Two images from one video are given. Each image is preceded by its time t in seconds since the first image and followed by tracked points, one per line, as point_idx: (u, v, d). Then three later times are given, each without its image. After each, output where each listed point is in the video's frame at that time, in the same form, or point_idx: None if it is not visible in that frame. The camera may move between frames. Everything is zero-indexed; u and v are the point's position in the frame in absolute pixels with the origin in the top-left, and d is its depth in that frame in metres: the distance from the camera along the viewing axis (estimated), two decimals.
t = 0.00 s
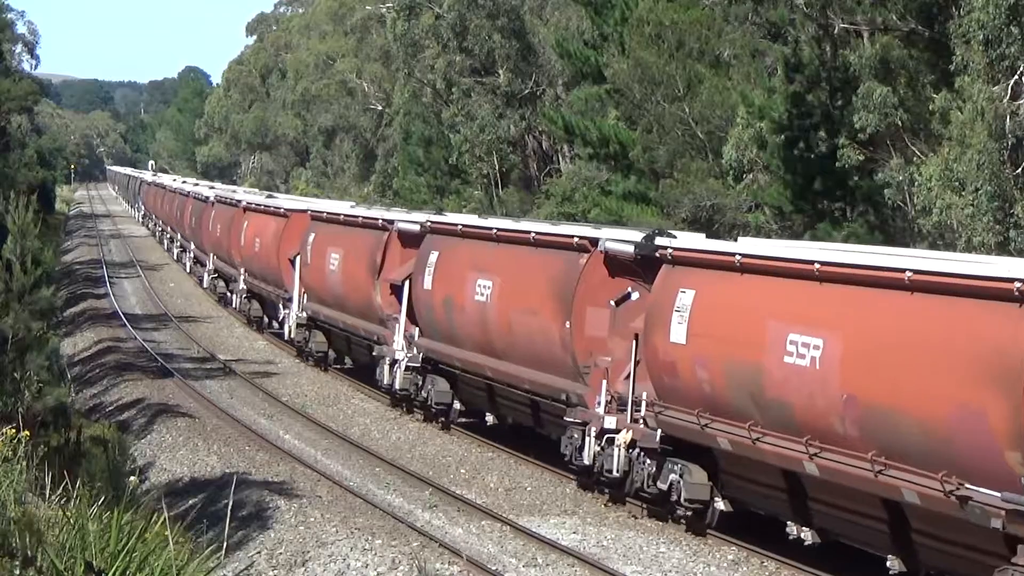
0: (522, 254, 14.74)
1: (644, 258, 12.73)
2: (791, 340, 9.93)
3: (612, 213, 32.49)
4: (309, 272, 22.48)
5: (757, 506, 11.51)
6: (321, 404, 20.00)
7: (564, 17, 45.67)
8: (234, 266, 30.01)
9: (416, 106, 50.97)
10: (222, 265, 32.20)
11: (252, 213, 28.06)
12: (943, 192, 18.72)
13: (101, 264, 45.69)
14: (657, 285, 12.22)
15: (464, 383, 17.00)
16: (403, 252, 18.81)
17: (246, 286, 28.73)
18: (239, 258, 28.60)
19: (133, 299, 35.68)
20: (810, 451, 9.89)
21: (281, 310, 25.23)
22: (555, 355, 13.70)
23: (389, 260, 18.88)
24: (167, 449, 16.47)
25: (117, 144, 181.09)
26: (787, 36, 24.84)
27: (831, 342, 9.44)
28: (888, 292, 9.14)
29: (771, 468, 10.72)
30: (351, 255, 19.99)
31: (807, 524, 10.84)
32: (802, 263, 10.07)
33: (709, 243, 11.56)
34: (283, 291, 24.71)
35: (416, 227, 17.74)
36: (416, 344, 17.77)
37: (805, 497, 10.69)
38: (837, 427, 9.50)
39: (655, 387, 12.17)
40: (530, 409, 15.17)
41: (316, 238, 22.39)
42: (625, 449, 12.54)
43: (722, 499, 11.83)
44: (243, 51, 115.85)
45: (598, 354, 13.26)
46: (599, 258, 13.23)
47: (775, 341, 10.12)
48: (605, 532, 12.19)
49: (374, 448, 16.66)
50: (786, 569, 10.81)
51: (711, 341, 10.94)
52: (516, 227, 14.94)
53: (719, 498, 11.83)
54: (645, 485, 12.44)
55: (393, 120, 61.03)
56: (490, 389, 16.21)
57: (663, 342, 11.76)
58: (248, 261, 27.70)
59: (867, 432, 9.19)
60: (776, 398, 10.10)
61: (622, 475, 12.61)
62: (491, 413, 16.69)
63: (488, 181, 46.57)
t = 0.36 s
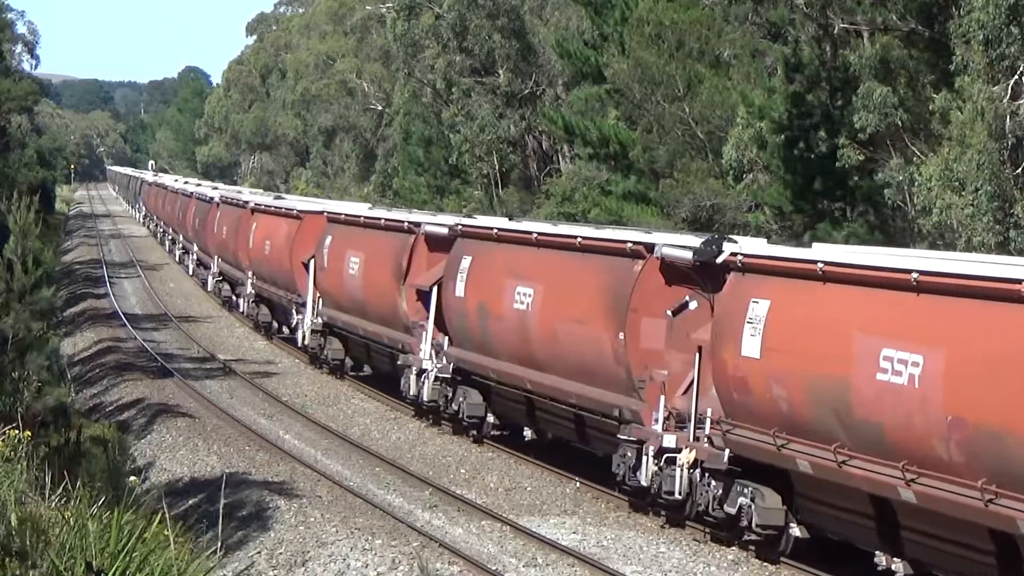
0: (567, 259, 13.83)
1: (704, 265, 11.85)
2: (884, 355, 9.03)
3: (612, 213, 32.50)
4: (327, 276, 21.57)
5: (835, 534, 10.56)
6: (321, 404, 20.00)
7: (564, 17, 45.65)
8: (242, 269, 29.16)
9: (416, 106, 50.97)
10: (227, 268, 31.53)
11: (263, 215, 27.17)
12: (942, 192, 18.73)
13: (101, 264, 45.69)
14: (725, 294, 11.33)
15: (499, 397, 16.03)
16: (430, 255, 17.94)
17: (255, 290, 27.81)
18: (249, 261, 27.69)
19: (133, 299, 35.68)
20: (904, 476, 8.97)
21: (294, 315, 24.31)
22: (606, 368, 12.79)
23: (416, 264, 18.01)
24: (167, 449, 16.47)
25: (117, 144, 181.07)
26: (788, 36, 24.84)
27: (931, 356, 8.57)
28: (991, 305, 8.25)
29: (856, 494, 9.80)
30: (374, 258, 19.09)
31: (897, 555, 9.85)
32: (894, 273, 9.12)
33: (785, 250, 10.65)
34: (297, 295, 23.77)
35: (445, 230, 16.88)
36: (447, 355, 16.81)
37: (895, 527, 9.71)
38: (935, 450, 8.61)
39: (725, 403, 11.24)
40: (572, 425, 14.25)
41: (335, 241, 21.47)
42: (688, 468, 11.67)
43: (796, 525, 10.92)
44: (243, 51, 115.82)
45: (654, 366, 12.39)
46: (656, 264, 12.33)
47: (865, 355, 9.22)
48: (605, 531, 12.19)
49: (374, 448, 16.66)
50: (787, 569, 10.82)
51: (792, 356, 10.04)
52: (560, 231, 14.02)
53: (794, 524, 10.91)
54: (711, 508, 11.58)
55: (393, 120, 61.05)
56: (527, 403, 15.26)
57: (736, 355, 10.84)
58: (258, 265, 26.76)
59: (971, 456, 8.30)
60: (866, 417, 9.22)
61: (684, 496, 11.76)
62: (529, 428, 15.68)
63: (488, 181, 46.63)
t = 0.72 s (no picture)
0: (621, 265, 12.99)
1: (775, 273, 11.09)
2: (996, 374, 8.20)
3: (612, 214, 32.47)
4: (345, 281, 20.66)
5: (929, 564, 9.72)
6: (321, 404, 20.00)
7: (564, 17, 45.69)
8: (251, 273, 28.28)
9: (416, 106, 50.97)
10: (234, 272, 30.78)
11: (274, 216, 26.27)
12: (942, 192, 18.72)
13: (101, 264, 45.68)
14: (803, 306, 10.44)
15: (537, 411, 15.20)
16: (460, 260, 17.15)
17: (264, 294, 26.77)
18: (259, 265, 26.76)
19: (133, 299, 35.70)
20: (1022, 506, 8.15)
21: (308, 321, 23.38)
22: (665, 383, 11.98)
23: (445, 269, 17.20)
24: (167, 449, 16.47)
25: (117, 144, 181.11)
26: (788, 36, 24.88)
27: None
28: None
29: (960, 521, 8.96)
30: (400, 264, 18.17)
31: None
32: (1006, 281, 8.25)
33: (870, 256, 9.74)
34: (309, 299, 22.77)
35: (478, 233, 16.04)
36: (483, 366, 15.98)
37: (1004, 558, 8.85)
38: None
39: (804, 423, 10.35)
40: (624, 441, 13.46)
41: (353, 244, 20.58)
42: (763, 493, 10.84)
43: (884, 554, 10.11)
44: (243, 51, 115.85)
45: (718, 383, 11.66)
46: (721, 272, 11.58)
47: (972, 373, 8.40)
48: (604, 532, 12.19)
49: (374, 448, 16.66)
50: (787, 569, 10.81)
51: (886, 372, 9.18)
52: (612, 234, 13.20)
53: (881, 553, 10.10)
54: (787, 535, 10.76)
55: (393, 120, 61.06)
56: (573, 418, 14.39)
57: (818, 372, 9.95)
58: (269, 268, 25.82)
59: None
60: (977, 441, 8.40)
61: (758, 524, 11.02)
62: (574, 444, 14.77)
63: (488, 181, 46.79)
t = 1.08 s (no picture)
0: (683, 273, 11.70)
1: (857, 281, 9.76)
2: None
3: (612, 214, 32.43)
4: (366, 286, 19.34)
5: None
6: (321, 404, 20.00)
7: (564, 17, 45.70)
8: (259, 277, 27.18)
9: (416, 106, 50.94)
10: (240, 275, 29.78)
11: (286, 218, 25.08)
12: (942, 192, 18.72)
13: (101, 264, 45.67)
14: (898, 316, 9.21)
15: (582, 426, 13.95)
16: (495, 265, 15.83)
17: (274, 298, 25.60)
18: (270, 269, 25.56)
19: (133, 299, 35.69)
20: None
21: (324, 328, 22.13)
22: (736, 400, 10.70)
23: (479, 275, 15.87)
24: (167, 449, 16.47)
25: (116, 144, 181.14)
26: (788, 37, 24.88)
27: None
28: None
29: None
30: (428, 269, 16.90)
31: None
32: None
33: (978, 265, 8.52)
34: (326, 306, 21.47)
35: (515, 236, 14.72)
36: (522, 379, 14.68)
37: None
38: None
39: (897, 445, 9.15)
40: (683, 460, 12.18)
41: (374, 247, 19.27)
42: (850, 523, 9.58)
43: None
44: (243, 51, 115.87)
45: (795, 400, 10.27)
46: (798, 281, 10.24)
47: None
48: (604, 531, 12.20)
49: (374, 448, 16.65)
50: (787, 569, 10.79)
51: (1005, 396, 8.00)
52: (671, 240, 11.91)
53: None
54: (878, 568, 9.55)
55: (393, 120, 61.09)
56: (623, 435, 13.13)
57: (920, 391, 8.73)
58: (281, 273, 24.57)
59: None
60: None
61: (843, 555, 9.74)
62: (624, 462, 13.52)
63: (488, 181, 46.85)
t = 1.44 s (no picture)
0: (753, 280, 10.62)
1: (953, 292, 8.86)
2: None
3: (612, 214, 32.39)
4: (390, 293, 18.35)
5: None
6: (321, 404, 20.00)
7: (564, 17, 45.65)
8: (269, 282, 26.20)
9: (416, 106, 50.95)
10: (247, 279, 28.88)
11: (300, 221, 24.11)
12: (942, 192, 18.72)
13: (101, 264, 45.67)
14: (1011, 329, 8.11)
15: (635, 444, 12.93)
16: (534, 272, 14.84)
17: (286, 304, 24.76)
18: (283, 274, 24.61)
19: (133, 299, 35.71)
20: None
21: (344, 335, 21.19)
22: (817, 420, 9.66)
23: (517, 282, 14.89)
24: (166, 449, 16.46)
25: (117, 145, 181.14)
26: (788, 36, 24.89)
27: None
28: None
29: None
30: (464, 277, 15.82)
31: None
32: None
33: None
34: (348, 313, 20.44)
35: (556, 239, 13.76)
36: (568, 393, 13.63)
37: None
38: None
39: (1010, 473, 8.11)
40: (754, 483, 11.15)
41: (398, 251, 18.26)
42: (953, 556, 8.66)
43: None
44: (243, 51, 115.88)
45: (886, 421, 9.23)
46: (889, 291, 9.18)
47: None
48: (604, 532, 12.19)
49: (374, 448, 16.65)
50: (787, 569, 10.79)
51: None
52: (735, 244, 10.85)
53: None
54: None
55: (393, 120, 61.11)
56: (682, 455, 12.09)
57: None
58: (297, 278, 23.60)
59: None
60: None
61: None
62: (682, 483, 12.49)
63: (487, 181, 46.83)
